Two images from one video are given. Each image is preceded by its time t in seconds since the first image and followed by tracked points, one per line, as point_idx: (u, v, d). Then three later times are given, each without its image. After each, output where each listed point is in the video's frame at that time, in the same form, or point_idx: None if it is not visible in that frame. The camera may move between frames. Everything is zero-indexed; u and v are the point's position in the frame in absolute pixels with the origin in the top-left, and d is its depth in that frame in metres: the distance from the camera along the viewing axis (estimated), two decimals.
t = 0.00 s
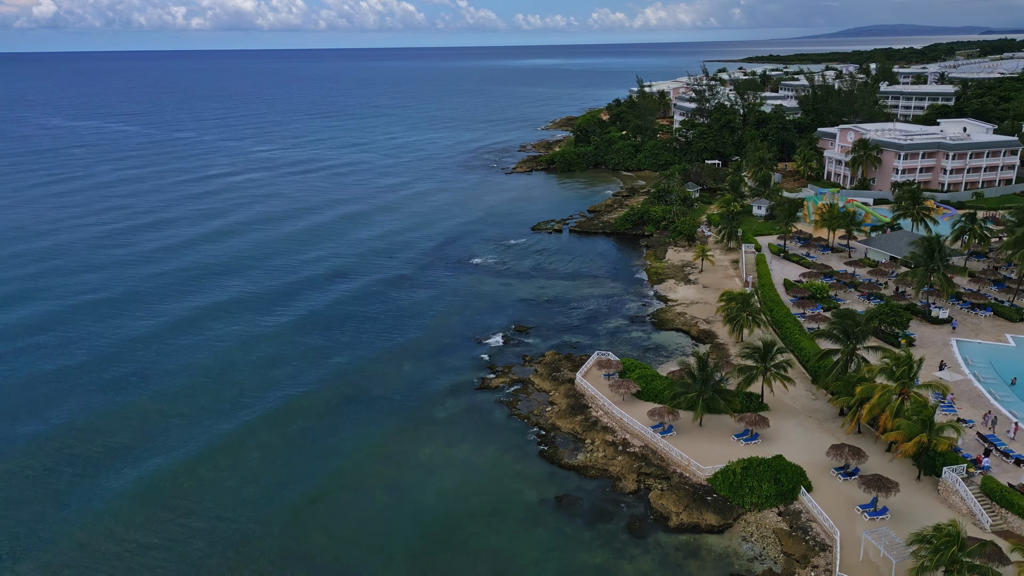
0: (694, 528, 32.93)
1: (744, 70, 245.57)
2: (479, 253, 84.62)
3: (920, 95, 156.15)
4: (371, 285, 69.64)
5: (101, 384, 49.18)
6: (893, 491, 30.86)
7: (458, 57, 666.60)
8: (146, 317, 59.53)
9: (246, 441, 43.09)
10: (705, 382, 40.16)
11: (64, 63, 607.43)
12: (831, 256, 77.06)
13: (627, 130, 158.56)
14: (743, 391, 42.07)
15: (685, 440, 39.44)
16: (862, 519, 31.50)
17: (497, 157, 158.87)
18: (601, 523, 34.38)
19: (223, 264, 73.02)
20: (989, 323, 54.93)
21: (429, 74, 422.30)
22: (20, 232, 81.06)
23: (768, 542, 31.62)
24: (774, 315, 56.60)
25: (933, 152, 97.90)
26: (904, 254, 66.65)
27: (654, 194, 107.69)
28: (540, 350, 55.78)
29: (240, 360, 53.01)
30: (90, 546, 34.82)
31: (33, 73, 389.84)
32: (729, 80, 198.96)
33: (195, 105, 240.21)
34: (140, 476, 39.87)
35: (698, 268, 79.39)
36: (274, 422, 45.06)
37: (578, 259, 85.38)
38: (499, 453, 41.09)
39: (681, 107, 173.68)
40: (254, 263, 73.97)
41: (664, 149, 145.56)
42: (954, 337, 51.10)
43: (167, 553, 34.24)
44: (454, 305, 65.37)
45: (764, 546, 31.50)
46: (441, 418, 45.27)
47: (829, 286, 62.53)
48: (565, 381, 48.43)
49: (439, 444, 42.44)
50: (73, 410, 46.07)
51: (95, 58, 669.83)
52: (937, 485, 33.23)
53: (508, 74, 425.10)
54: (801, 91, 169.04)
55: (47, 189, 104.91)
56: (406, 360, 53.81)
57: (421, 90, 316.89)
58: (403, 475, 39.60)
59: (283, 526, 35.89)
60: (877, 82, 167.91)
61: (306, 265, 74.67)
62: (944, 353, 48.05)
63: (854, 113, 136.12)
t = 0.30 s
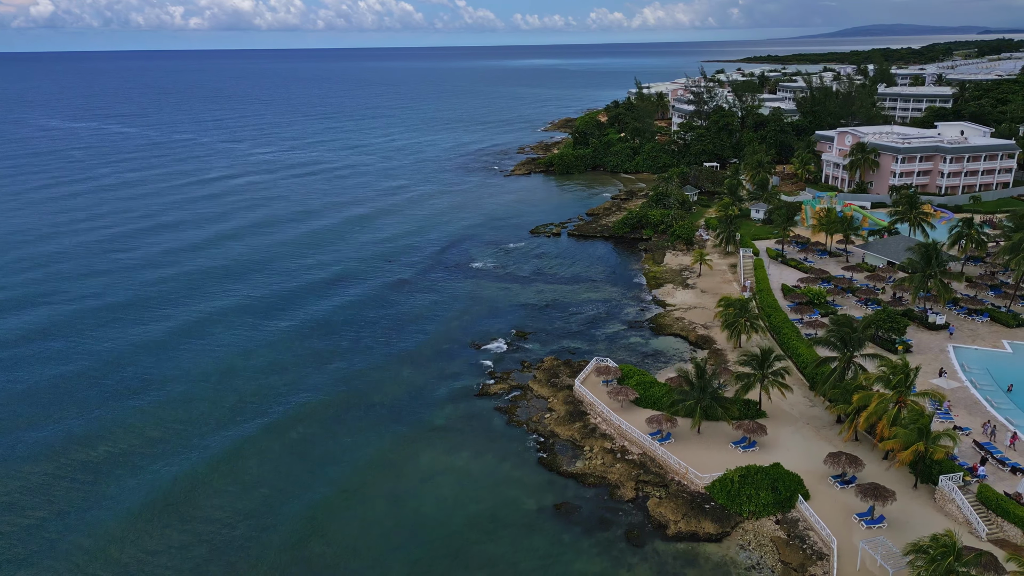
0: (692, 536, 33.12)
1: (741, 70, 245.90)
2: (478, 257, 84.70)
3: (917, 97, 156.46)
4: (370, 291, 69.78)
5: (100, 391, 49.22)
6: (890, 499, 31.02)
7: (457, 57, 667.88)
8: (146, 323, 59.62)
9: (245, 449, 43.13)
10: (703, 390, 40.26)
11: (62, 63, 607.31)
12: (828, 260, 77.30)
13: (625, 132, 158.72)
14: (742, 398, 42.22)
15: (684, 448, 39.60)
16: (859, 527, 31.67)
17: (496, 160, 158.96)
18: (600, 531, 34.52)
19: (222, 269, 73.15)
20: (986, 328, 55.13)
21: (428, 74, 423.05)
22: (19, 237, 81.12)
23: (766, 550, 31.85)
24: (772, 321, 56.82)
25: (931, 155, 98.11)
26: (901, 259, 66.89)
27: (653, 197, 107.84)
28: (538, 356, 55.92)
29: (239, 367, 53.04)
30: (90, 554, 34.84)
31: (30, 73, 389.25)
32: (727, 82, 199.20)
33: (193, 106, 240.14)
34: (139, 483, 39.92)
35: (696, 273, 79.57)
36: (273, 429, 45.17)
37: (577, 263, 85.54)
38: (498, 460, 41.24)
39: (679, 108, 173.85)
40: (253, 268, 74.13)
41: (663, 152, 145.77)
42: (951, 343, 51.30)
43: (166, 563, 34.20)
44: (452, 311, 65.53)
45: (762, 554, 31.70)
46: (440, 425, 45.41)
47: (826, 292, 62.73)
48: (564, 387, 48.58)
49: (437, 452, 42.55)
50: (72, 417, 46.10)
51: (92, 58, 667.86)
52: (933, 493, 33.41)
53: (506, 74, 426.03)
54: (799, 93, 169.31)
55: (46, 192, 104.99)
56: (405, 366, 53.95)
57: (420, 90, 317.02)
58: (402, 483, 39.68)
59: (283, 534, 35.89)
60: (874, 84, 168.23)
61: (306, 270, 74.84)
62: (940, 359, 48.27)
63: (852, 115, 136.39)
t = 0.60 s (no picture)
0: (689, 542, 33.36)
1: (739, 70, 245.83)
2: (476, 260, 84.80)
3: (915, 98, 156.63)
4: (369, 294, 69.97)
5: (100, 396, 49.33)
6: (887, 507, 31.20)
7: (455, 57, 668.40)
8: (145, 328, 59.77)
9: (245, 454, 43.22)
10: (701, 396, 40.33)
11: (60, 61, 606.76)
12: (826, 263, 77.51)
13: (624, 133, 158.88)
14: (740, 403, 42.37)
15: (682, 453, 39.75)
16: (856, 534, 31.85)
17: (494, 160, 159.03)
18: (598, 537, 34.67)
19: (222, 272, 73.30)
20: (984, 332, 55.32)
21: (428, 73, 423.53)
22: (18, 239, 81.27)
23: (764, 556, 32.07)
24: (770, 325, 57.04)
25: (929, 157, 98.31)
26: (899, 262, 67.08)
27: (651, 199, 108.00)
28: (537, 359, 56.07)
29: (238, 372, 53.09)
30: (88, 561, 34.90)
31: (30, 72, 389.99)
32: (726, 82, 199.23)
33: (192, 105, 240.12)
34: (137, 489, 39.98)
35: (694, 275, 79.74)
36: (272, 434, 45.30)
37: (575, 265, 85.69)
38: (497, 465, 41.36)
39: (678, 108, 174.02)
40: (253, 272, 74.31)
41: (661, 153, 145.93)
42: (948, 348, 51.52)
43: (165, 570, 34.24)
44: (450, 314, 65.74)
45: (759, 560, 31.93)
46: (439, 430, 45.62)
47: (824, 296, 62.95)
48: (563, 391, 48.74)
49: (435, 457, 42.68)
50: (72, 422, 46.21)
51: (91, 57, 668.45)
52: (930, 500, 33.59)
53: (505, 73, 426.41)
54: (798, 93, 169.39)
55: (46, 194, 105.14)
56: (404, 370, 54.06)
57: (419, 89, 317.25)
58: (401, 488, 39.79)
59: (283, 540, 35.96)
60: (873, 84, 168.33)
61: (305, 274, 74.98)
62: (938, 364, 48.47)
63: (850, 116, 136.55)
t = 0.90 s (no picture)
0: (687, 542, 33.61)
1: (738, 64, 245.34)
2: (476, 257, 84.86)
3: (915, 93, 156.62)
4: (369, 292, 70.20)
5: (101, 394, 49.56)
6: (883, 508, 31.44)
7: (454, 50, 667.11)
8: (146, 326, 59.99)
9: (245, 453, 43.37)
10: (700, 396, 40.47)
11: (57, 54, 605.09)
12: (824, 261, 77.68)
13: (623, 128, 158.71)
14: (738, 403, 42.56)
15: (680, 453, 39.99)
16: (852, 534, 32.11)
17: (493, 155, 158.91)
18: (597, 537, 34.95)
19: (221, 270, 73.50)
20: (981, 331, 55.56)
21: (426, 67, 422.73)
22: (18, 236, 81.45)
23: (761, 556, 32.35)
24: (768, 323, 57.27)
25: (927, 154, 98.38)
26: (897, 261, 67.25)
27: (650, 195, 108.09)
28: (536, 358, 56.30)
29: (238, 372, 53.19)
30: (88, 560, 35.06)
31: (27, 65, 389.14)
32: (725, 76, 198.89)
33: (191, 99, 239.66)
34: (138, 489, 40.13)
35: (693, 273, 79.81)
36: (272, 433, 45.50)
37: (574, 262, 85.84)
38: (496, 465, 41.59)
39: (677, 103, 173.80)
40: (253, 269, 74.50)
41: (660, 148, 145.93)
42: (945, 347, 51.72)
43: (165, 570, 34.40)
44: (450, 312, 65.94)
45: (756, 560, 32.21)
46: (439, 429, 45.86)
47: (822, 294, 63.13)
48: (562, 390, 48.97)
49: (433, 457, 42.90)
50: (73, 422, 46.42)
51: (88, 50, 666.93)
52: (926, 500, 33.86)
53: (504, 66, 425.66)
54: (798, 88, 169.25)
55: (45, 190, 105.25)
56: (403, 369, 54.26)
57: (418, 83, 316.63)
58: (400, 488, 40.01)
59: (282, 539, 36.18)
60: (873, 79, 168.13)
61: (305, 272, 75.20)
62: (935, 363, 48.70)
63: (849, 112, 136.46)
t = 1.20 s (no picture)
0: (684, 532, 34.00)
1: (739, 46, 243.15)
2: (475, 245, 84.89)
3: (915, 77, 155.79)
4: (368, 282, 70.30)
5: (102, 385, 49.82)
6: (878, 498, 31.81)
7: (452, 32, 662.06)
8: (146, 316, 60.17)
9: (246, 444, 43.63)
10: (698, 387, 40.70)
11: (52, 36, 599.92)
12: (823, 249, 77.70)
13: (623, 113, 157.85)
14: (736, 393, 42.81)
15: (678, 443, 40.32)
16: (848, 524, 32.49)
17: (492, 141, 158.18)
18: (596, 526, 35.36)
19: (221, 260, 73.57)
20: (978, 320, 55.75)
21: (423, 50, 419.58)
22: (17, 224, 81.35)
23: (757, 546, 32.77)
24: (767, 313, 57.42)
25: (927, 140, 98.10)
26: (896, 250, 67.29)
27: (650, 182, 107.80)
28: (535, 347, 56.55)
29: (239, 363, 53.38)
30: (92, 550, 35.38)
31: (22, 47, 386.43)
32: (726, 59, 197.44)
33: (187, 82, 237.98)
34: (140, 480, 40.44)
35: (692, 261, 79.81)
36: (272, 423, 45.80)
37: (574, 250, 85.82)
38: (496, 455, 41.93)
39: (677, 87, 172.74)
40: (252, 259, 74.56)
41: (660, 134, 145.28)
42: (942, 336, 52.02)
43: (168, 560, 34.74)
44: (449, 301, 66.10)
45: (753, 550, 32.63)
46: (438, 419, 46.18)
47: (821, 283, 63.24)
48: (561, 380, 49.25)
49: (433, 446, 43.23)
50: (75, 412, 46.71)
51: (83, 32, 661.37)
52: (921, 490, 34.25)
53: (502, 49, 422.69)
54: (798, 72, 168.22)
55: (43, 177, 104.91)
56: (403, 358, 54.52)
57: (416, 66, 314.28)
58: (400, 479, 40.28)
59: (283, 530, 36.47)
60: (874, 63, 167.07)
61: (305, 260, 75.26)
62: (932, 353, 48.94)
63: (850, 97, 135.70)
